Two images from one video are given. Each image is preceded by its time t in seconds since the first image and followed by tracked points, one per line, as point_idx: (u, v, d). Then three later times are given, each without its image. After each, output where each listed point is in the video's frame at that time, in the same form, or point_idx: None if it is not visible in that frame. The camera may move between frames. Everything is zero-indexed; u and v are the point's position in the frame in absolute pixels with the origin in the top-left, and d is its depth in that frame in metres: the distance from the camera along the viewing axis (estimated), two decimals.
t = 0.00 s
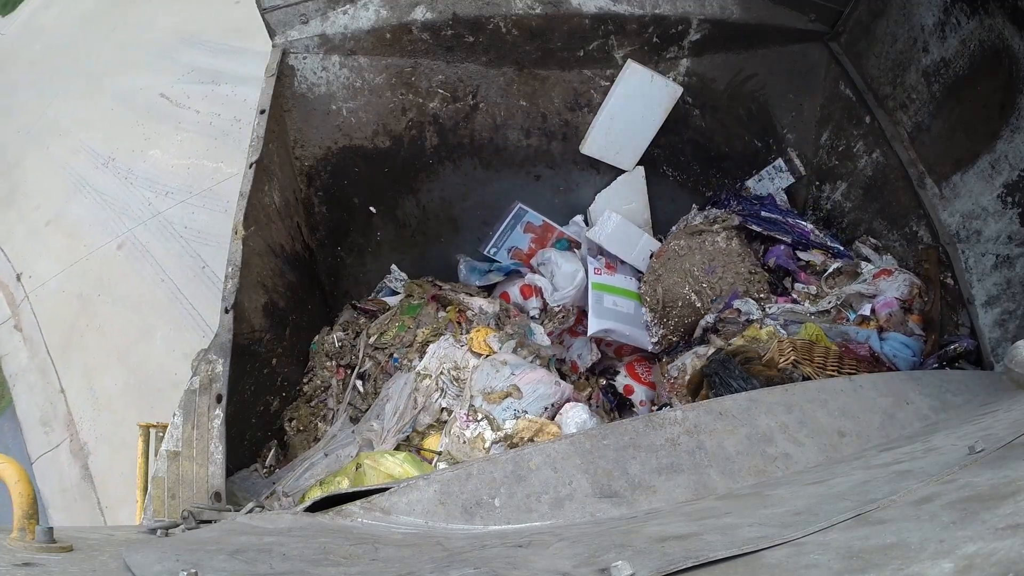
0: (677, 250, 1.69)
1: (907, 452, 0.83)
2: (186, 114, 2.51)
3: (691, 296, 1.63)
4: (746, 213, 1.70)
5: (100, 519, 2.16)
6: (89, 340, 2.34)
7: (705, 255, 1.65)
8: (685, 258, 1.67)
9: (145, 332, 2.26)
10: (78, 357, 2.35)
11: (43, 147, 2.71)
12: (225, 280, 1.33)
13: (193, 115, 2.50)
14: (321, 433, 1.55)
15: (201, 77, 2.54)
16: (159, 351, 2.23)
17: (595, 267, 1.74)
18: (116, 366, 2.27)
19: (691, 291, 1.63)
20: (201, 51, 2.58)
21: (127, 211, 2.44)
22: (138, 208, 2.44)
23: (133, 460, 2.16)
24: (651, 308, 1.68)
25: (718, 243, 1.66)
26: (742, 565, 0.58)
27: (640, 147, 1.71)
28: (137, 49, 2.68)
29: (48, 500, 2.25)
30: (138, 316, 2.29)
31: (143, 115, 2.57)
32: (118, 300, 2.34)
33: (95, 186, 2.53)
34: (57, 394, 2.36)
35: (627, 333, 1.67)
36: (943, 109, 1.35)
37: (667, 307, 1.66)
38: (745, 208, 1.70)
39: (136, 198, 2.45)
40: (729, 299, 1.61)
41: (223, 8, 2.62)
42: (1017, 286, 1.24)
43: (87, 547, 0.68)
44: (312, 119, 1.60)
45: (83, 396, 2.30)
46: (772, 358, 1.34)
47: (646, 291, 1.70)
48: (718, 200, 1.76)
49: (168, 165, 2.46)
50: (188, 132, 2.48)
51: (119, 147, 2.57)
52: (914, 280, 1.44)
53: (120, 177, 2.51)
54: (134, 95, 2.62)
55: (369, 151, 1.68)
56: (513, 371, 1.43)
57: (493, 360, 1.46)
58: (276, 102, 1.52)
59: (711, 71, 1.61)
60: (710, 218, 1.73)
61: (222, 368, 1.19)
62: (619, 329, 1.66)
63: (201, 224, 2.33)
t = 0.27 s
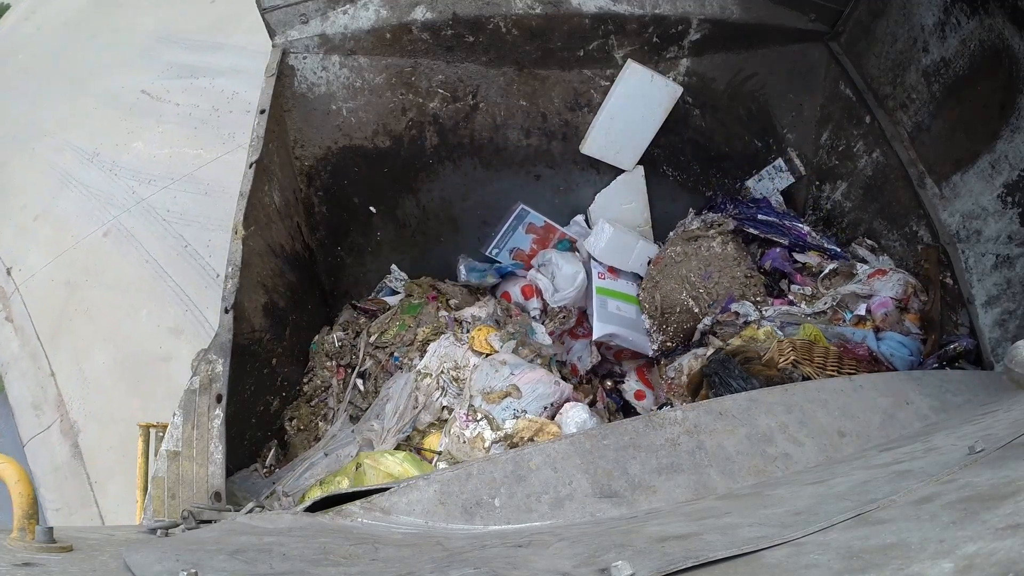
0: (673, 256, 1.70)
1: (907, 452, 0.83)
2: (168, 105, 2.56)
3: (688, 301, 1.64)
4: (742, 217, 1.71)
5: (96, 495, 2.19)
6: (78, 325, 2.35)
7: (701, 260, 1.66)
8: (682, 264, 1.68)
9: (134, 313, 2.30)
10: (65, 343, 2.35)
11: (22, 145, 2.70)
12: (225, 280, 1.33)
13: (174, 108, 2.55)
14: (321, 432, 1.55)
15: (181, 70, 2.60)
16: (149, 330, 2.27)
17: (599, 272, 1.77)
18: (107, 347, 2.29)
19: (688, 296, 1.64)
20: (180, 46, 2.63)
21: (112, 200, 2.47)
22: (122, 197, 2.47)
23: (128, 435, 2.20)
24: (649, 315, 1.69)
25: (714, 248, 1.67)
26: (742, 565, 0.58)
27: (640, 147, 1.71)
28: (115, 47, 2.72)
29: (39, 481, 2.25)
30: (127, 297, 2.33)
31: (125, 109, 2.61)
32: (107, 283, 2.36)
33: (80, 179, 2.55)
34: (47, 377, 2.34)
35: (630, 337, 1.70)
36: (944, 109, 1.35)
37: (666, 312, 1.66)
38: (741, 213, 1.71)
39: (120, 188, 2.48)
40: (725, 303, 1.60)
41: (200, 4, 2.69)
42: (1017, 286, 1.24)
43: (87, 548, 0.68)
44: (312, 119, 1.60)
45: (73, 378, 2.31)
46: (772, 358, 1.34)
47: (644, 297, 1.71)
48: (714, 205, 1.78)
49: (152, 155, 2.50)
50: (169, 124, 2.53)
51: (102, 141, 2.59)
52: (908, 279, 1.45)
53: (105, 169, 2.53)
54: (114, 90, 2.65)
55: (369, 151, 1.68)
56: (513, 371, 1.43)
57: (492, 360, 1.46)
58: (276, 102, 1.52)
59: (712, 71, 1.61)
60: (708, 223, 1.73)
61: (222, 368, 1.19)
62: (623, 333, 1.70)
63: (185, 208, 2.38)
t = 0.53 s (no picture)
0: (670, 263, 1.69)
1: (907, 452, 0.83)
2: (149, 100, 2.56)
3: (687, 307, 1.64)
4: (739, 221, 1.71)
5: (84, 476, 2.22)
6: (68, 313, 2.36)
7: (698, 266, 1.65)
8: (679, 270, 1.67)
9: (119, 297, 2.31)
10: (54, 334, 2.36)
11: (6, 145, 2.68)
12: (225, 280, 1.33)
13: (155, 103, 2.55)
14: (322, 432, 1.56)
15: (161, 66, 2.59)
16: (133, 313, 2.28)
17: (602, 276, 1.76)
18: (95, 332, 2.30)
19: (687, 302, 1.64)
20: (159, 44, 2.62)
21: (98, 192, 2.48)
22: (107, 189, 2.47)
23: (115, 416, 2.21)
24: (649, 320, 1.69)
25: (711, 253, 1.66)
26: (742, 565, 0.58)
27: (640, 147, 1.71)
28: (94, 48, 2.71)
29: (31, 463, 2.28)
30: (112, 282, 2.34)
31: (109, 107, 2.60)
32: (94, 270, 2.37)
33: (66, 176, 2.54)
34: (39, 364, 2.36)
35: (633, 342, 1.70)
36: (944, 109, 1.36)
37: (665, 318, 1.66)
38: (737, 217, 1.72)
39: (105, 180, 2.49)
40: (722, 307, 1.61)
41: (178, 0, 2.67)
42: (1017, 286, 1.25)
43: (87, 548, 0.68)
44: (312, 119, 1.60)
45: (63, 362, 2.32)
46: (771, 358, 1.34)
47: (643, 303, 1.71)
48: (710, 208, 1.78)
49: (135, 148, 2.50)
50: (151, 119, 2.53)
51: (88, 137, 2.58)
52: (902, 278, 1.47)
53: (90, 165, 2.53)
54: (96, 89, 2.65)
55: (369, 151, 1.68)
56: (513, 371, 1.44)
57: (492, 360, 1.46)
58: (276, 102, 1.52)
59: (712, 71, 1.61)
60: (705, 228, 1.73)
61: (222, 368, 1.19)
62: (626, 338, 1.69)
63: (168, 195, 2.39)
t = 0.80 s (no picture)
0: (667, 269, 1.70)
1: (907, 452, 0.83)
2: (130, 98, 2.57)
3: (685, 313, 1.64)
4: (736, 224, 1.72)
5: (74, 457, 2.15)
6: (55, 301, 2.34)
7: (695, 272, 1.66)
8: (676, 276, 1.68)
9: (106, 280, 2.30)
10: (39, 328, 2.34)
11: None
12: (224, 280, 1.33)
13: (136, 101, 2.56)
14: (322, 432, 1.55)
15: (141, 65, 2.60)
16: (119, 295, 2.27)
17: (605, 281, 1.76)
18: (82, 317, 2.29)
19: (684, 308, 1.64)
20: (139, 46, 2.64)
21: (83, 186, 2.49)
22: (92, 184, 2.48)
23: (104, 395, 2.17)
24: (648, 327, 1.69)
25: (706, 258, 1.67)
26: (742, 565, 0.58)
27: (640, 148, 1.71)
28: (76, 53, 2.73)
29: (21, 450, 2.21)
30: (100, 265, 2.33)
31: (91, 108, 2.61)
32: (81, 258, 2.37)
33: (51, 175, 2.55)
34: (28, 354, 2.33)
35: (635, 347, 1.70)
36: (944, 108, 1.36)
37: (664, 325, 1.66)
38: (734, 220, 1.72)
39: (89, 175, 2.50)
40: (719, 312, 1.62)
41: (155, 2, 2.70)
42: (1017, 285, 1.26)
43: (87, 548, 0.68)
44: (312, 119, 1.60)
45: (49, 348, 2.30)
46: (772, 358, 1.34)
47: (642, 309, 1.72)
48: (709, 209, 1.78)
49: (118, 143, 2.51)
50: (132, 116, 2.54)
51: (72, 138, 2.59)
52: (894, 277, 1.50)
53: (74, 164, 2.54)
54: (79, 92, 2.66)
55: (369, 151, 1.68)
56: (512, 371, 1.43)
57: (492, 360, 1.45)
58: (276, 102, 1.52)
59: (712, 70, 1.60)
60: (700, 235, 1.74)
61: (222, 368, 1.19)
62: (628, 343, 1.69)
63: (150, 184, 2.40)
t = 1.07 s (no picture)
0: (665, 276, 1.70)
1: (907, 452, 0.83)
2: (114, 99, 2.58)
3: (684, 318, 1.63)
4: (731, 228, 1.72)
5: (64, 440, 2.17)
6: (42, 295, 2.34)
7: (693, 277, 1.66)
8: (674, 282, 1.68)
9: (93, 267, 2.31)
10: (27, 324, 2.33)
11: None
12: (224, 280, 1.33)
13: (120, 101, 2.56)
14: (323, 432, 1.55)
15: (123, 66, 2.61)
16: (106, 282, 2.28)
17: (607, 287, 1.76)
18: (70, 306, 2.29)
19: (683, 314, 1.64)
20: (121, 48, 2.64)
21: (70, 183, 2.48)
22: (79, 181, 2.47)
23: (93, 377, 2.18)
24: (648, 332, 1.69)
25: (703, 263, 1.67)
26: (742, 565, 0.58)
27: (640, 147, 1.71)
28: (56, 57, 2.71)
29: (14, 440, 2.22)
30: (88, 251, 2.34)
31: (76, 108, 2.61)
32: (68, 249, 2.37)
33: (37, 175, 2.53)
34: (19, 345, 2.32)
35: (636, 353, 1.71)
36: (944, 108, 1.36)
37: (664, 330, 1.66)
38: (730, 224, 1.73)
39: (76, 173, 2.49)
40: (716, 316, 1.62)
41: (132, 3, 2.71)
42: (1017, 285, 1.26)
43: (87, 548, 0.68)
44: (312, 119, 1.60)
45: (39, 337, 2.29)
46: (772, 358, 1.34)
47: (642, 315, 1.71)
48: (705, 214, 1.80)
49: (104, 140, 2.51)
50: (116, 115, 2.54)
51: (58, 139, 2.57)
52: (887, 275, 1.50)
53: (61, 164, 2.53)
54: (62, 95, 2.65)
55: (368, 151, 1.68)
56: (512, 371, 1.43)
57: (491, 360, 1.45)
58: (276, 102, 1.52)
59: (712, 70, 1.60)
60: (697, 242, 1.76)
61: (222, 368, 1.19)
62: (630, 350, 1.70)
63: (135, 176, 2.42)
